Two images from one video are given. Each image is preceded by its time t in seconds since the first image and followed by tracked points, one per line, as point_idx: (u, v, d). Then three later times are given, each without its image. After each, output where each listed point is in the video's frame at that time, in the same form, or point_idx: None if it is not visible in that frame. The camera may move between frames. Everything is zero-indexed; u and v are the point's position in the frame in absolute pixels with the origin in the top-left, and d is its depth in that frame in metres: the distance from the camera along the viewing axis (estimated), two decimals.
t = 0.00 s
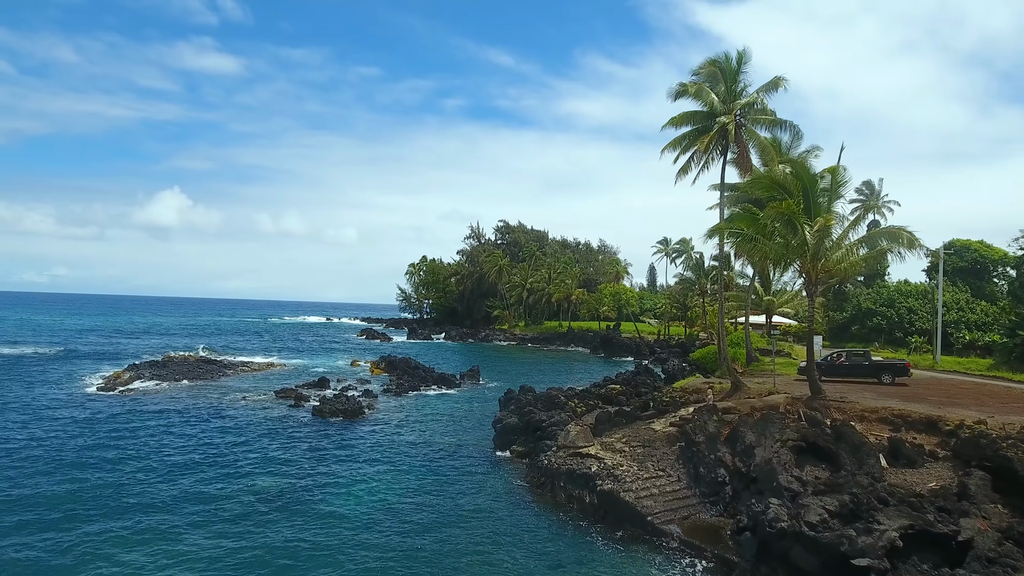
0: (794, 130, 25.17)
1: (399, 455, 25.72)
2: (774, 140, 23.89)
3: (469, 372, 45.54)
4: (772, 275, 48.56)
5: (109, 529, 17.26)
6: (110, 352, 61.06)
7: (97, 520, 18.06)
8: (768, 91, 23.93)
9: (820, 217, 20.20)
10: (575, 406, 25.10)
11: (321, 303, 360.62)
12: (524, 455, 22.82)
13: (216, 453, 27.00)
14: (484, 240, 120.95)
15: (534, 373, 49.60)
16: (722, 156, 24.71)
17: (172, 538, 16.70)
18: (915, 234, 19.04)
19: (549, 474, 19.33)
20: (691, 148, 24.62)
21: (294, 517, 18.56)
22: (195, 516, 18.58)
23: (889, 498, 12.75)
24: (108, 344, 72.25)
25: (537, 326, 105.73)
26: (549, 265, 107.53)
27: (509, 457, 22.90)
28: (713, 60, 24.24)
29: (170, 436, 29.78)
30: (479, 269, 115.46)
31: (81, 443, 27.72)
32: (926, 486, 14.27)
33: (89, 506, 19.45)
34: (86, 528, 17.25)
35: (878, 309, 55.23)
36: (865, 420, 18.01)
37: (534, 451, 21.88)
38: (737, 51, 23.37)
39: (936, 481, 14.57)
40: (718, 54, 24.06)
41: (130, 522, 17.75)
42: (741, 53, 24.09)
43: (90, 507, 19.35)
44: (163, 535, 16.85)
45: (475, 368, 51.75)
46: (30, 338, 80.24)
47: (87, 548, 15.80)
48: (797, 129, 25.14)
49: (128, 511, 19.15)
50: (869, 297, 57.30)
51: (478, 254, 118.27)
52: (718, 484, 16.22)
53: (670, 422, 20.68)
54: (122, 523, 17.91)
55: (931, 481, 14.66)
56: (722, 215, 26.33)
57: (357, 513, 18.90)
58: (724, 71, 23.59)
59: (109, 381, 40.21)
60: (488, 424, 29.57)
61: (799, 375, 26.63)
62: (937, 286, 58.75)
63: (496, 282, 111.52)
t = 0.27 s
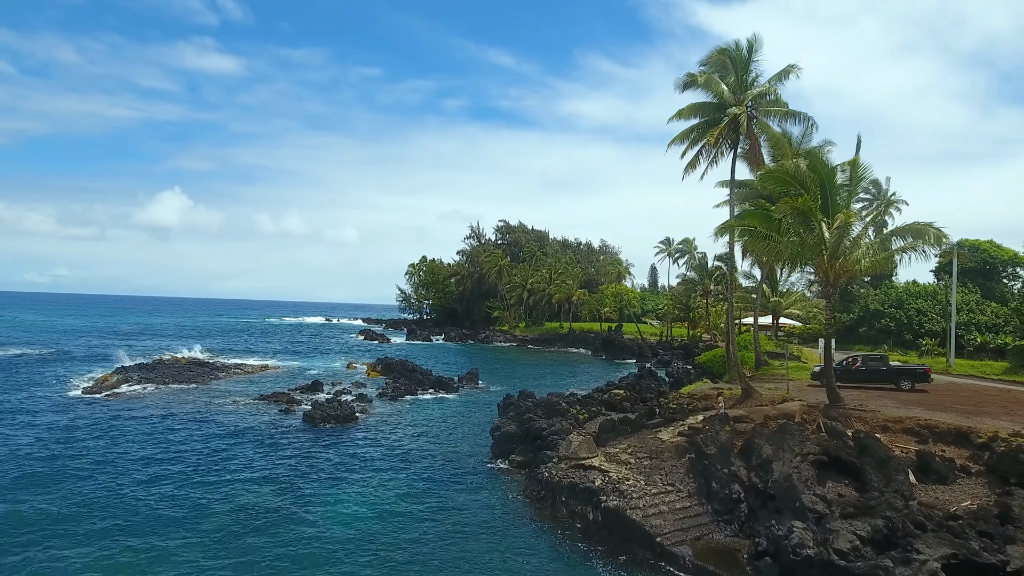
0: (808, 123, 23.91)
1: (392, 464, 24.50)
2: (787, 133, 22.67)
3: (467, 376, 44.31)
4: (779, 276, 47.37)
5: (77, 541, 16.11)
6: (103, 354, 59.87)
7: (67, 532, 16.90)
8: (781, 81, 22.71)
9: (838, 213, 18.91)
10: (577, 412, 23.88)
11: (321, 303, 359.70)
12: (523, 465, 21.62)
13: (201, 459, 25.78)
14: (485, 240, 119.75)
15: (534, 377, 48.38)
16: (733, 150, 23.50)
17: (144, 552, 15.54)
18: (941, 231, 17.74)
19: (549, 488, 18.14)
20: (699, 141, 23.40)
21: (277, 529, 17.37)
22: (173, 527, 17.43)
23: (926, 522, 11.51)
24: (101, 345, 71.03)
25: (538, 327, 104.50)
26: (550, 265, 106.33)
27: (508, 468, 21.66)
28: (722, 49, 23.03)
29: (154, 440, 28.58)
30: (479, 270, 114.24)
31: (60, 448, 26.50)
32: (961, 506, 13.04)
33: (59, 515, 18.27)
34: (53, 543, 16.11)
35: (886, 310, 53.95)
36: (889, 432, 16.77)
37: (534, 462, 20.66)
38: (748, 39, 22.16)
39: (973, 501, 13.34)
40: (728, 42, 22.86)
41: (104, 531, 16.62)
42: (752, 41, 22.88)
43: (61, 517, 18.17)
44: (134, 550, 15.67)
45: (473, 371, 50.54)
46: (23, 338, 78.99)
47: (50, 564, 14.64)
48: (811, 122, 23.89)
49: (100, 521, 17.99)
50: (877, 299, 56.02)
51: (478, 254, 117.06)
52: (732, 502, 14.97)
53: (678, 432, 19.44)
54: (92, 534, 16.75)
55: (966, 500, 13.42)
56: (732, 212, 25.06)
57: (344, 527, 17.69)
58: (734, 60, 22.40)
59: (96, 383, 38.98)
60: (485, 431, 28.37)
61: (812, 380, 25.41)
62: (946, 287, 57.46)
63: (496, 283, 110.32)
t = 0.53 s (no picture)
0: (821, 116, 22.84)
1: (385, 473, 23.43)
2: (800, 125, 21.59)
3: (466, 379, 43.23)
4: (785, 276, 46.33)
5: (46, 560, 15.08)
6: (96, 356, 58.83)
7: (36, 548, 15.85)
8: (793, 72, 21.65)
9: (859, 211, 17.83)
10: (580, 420, 22.83)
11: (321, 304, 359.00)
12: (522, 475, 20.59)
13: (185, 466, 24.69)
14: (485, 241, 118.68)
15: (535, 380, 47.29)
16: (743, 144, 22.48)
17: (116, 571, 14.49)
18: (968, 226, 16.64)
19: (549, 501, 17.09)
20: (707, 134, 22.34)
21: (260, 544, 16.33)
22: (150, 542, 16.39)
23: (965, 548, 10.50)
24: (95, 346, 69.99)
25: (538, 328, 103.46)
26: (551, 266, 105.29)
27: (507, 479, 20.59)
28: (731, 38, 21.99)
29: (140, 446, 27.49)
30: (479, 270, 113.18)
31: (39, 455, 25.41)
32: (998, 526, 11.99)
33: (30, 529, 17.22)
34: (20, 560, 15.05)
35: (894, 311, 52.84)
36: (913, 443, 15.70)
37: (534, 473, 19.59)
38: (758, 27, 21.11)
39: (1010, 520, 12.28)
40: (737, 31, 21.80)
41: (75, 549, 15.59)
42: (762, 30, 21.83)
43: (32, 530, 17.12)
44: (104, 569, 14.63)
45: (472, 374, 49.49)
46: (16, 340, 77.91)
47: None
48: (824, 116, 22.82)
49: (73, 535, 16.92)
50: (884, 299, 54.93)
51: (478, 254, 116.00)
52: (746, 519, 13.90)
53: (686, 442, 18.35)
54: (62, 551, 15.71)
55: (1003, 519, 12.36)
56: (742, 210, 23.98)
57: (332, 541, 16.63)
58: (744, 49, 21.39)
59: (84, 386, 37.90)
60: (484, 438, 27.34)
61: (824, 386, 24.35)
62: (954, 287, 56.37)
63: (496, 283, 109.29)
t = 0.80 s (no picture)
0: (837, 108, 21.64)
1: (377, 484, 22.35)
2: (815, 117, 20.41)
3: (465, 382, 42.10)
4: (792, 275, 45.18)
5: None
6: (88, 358, 57.77)
7: None
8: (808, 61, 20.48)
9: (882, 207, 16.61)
10: (582, 427, 21.73)
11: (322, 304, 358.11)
12: (521, 486, 19.48)
13: (169, 475, 23.62)
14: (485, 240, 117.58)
15: (536, 383, 46.14)
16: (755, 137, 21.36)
17: None
18: (1001, 221, 15.37)
19: (549, 516, 15.98)
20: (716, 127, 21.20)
21: (239, 568, 15.27)
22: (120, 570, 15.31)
23: None
24: (89, 348, 69.03)
25: (539, 329, 102.34)
26: (552, 266, 104.17)
27: (505, 491, 19.50)
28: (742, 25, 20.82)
29: (123, 453, 26.44)
30: (479, 270, 112.11)
31: (16, 464, 24.33)
32: None
33: None
34: None
35: (902, 312, 51.70)
36: (941, 455, 14.59)
37: (533, 484, 18.50)
38: (770, 13, 19.95)
39: None
40: (748, 18, 20.66)
41: None
42: (774, 16, 20.67)
43: None
44: None
45: (471, 377, 48.38)
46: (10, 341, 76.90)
47: None
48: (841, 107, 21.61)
49: (41, 560, 15.87)
50: (892, 300, 53.77)
51: (478, 254, 114.91)
52: (764, 540, 12.78)
53: (696, 452, 17.24)
54: None
55: None
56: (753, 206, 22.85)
57: (316, 564, 15.55)
58: (755, 36, 20.23)
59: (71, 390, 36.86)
60: (482, 445, 26.24)
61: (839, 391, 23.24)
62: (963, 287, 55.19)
63: (496, 283, 108.18)
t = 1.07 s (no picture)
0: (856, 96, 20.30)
1: (365, 494, 21.05)
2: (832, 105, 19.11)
3: (462, 385, 40.78)
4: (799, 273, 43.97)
5: None
6: (78, 359, 56.55)
7: None
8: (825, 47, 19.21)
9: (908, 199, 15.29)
10: (583, 435, 20.43)
11: (321, 304, 356.77)
12: (518, 501, 18.17)
13: (146, 483, 22.33)
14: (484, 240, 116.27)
15: (535, 387, 44.81)
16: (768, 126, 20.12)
17: None
18: None
19: (546, 536, 14.63)
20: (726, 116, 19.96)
21: None
22: None
23: None
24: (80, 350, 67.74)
25: (539, 330, 101.01)
26: (552, 266, 102.85)
27: (500, 505, 18.19)
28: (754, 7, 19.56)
29: (101, 459, 25.14)
30: (478, 270, 110.82)
31: None
32: None
33: None
34: None
35: (911, 313, 50.36)
36: (978, 470, 13.28)
37: (531, 499, 17.19)
38: None
39: None
40: None
41: None
42: None
43: None
44: None
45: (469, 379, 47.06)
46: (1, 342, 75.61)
47: None
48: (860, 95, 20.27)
49: None
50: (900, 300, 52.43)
51: (477, 254, 113.62)
52: (786, 567, 11.48)
53: (707, 466, 15.95)
54: None
55: None
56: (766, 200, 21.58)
57: None
58: (768, 18, 19.00)
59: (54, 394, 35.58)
60: (478, 453, 24.89)
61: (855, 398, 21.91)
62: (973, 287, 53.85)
63: (496, 283, 106.87)
